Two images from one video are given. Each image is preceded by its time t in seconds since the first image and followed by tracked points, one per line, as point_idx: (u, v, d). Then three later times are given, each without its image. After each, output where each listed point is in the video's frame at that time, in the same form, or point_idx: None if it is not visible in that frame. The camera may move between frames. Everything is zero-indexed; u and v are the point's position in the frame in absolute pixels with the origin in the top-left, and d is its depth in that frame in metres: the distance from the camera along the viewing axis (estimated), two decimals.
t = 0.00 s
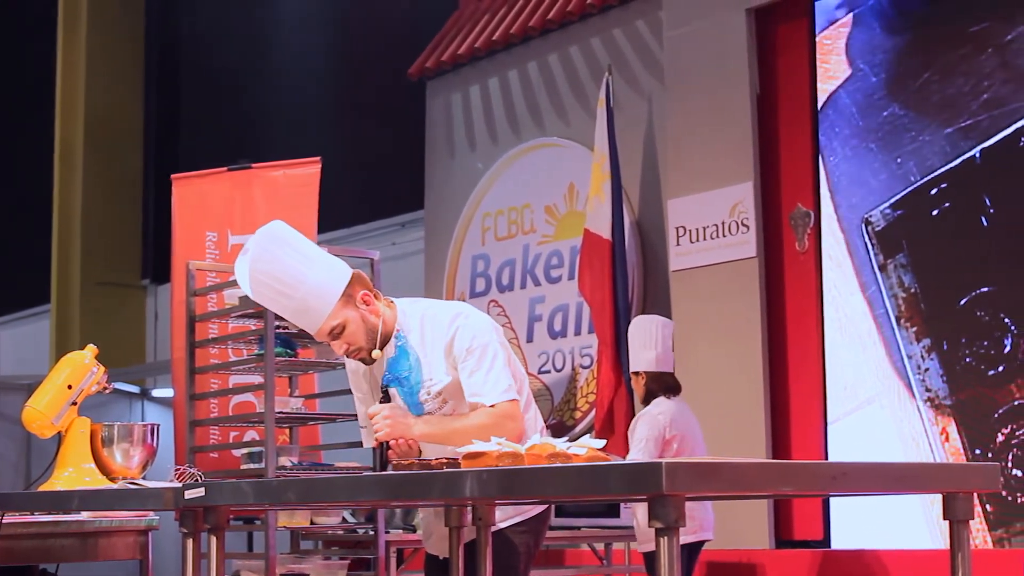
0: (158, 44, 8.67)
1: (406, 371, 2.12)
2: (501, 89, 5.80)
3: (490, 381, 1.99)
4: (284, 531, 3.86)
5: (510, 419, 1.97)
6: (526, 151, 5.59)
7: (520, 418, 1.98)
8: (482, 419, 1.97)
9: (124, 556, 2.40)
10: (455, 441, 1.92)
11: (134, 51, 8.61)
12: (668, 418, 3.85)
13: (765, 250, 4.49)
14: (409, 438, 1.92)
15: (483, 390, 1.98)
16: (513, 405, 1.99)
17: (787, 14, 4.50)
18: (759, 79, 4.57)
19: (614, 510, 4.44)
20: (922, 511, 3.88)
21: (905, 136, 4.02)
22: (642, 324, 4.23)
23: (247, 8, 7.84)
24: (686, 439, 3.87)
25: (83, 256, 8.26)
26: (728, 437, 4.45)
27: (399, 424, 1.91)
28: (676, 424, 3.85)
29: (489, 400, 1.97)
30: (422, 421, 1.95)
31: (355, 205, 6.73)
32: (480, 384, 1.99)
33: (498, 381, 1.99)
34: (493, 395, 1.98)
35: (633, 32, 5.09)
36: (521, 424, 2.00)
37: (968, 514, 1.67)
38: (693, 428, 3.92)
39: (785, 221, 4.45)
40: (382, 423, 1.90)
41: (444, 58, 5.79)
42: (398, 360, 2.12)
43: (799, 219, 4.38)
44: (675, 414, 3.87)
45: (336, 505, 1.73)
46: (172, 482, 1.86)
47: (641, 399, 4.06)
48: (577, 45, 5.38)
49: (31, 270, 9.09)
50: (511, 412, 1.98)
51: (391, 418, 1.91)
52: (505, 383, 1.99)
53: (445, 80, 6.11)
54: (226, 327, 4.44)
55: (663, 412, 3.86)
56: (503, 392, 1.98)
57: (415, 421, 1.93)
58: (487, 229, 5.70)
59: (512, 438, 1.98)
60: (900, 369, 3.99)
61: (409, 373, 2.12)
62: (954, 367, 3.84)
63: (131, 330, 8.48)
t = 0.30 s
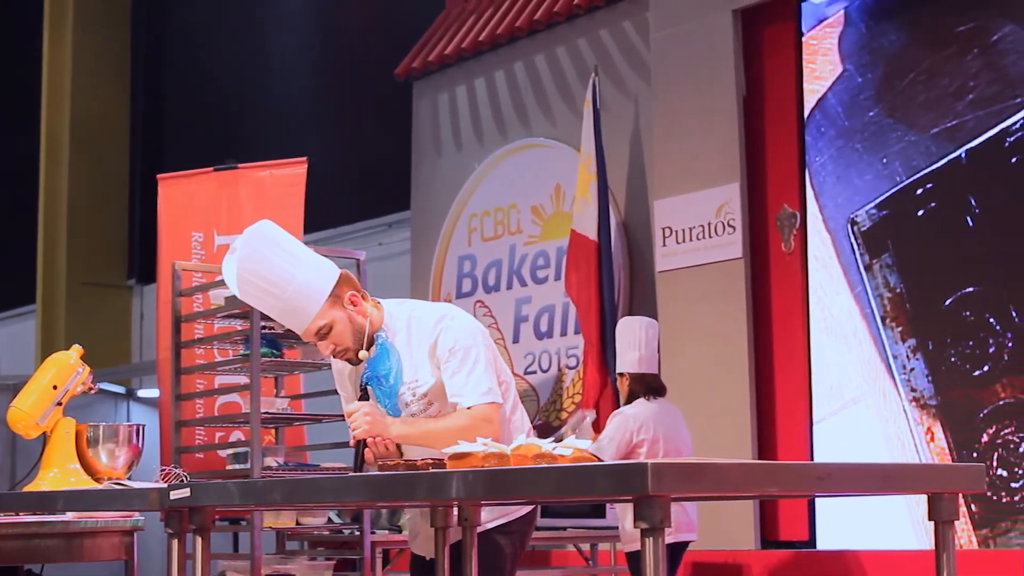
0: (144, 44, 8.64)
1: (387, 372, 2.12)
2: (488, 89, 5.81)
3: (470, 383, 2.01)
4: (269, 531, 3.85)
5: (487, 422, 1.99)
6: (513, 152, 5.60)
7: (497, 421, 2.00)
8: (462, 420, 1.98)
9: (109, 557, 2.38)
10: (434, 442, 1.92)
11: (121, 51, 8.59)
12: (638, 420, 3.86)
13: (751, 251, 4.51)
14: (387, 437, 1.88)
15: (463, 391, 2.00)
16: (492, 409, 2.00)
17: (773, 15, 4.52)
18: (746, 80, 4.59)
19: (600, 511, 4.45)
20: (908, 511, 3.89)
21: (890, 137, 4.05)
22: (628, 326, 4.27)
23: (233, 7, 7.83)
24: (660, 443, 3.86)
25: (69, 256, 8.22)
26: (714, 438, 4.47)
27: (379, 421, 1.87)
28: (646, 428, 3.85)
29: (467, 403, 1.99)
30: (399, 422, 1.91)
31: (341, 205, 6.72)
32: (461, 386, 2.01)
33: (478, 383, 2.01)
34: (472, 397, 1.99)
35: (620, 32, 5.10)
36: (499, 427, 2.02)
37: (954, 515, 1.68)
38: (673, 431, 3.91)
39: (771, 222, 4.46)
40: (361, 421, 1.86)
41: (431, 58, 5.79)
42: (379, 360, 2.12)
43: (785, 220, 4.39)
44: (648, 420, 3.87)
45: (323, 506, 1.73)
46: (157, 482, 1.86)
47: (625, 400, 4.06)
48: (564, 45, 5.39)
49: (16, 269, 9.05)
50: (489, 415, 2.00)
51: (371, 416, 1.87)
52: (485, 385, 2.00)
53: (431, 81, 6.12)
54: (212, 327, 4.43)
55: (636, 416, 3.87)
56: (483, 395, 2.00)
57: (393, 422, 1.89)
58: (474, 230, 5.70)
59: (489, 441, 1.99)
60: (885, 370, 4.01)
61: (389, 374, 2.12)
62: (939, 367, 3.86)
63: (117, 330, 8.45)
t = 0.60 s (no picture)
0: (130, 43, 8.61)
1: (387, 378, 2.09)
2: (474, 90, 5.81)
3: (470, 381, 2.00)
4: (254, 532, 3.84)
5: (492, 417, 1.99)
6: (498, 152, 5.60)
7: (500, 415, 2.01)
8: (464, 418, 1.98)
9: (94, 557, 2.37)
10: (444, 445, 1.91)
11: (105, 51, 8.55)
12: (610, 417, 3.92)
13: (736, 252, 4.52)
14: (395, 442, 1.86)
15: (463, 389, 1.99)
16: (493, 403, 2.01)
17: (758, 16, 4.53)
18: (731, 82, 4.60)
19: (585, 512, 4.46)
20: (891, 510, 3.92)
21: (875, 138, 4.07)
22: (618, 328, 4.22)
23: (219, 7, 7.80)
24: (630, 441, 3.89)
25: (54, 256, 8.19)
26: (699, 438, 4.49)
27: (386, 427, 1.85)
28: (616, 426, 3.90)
29: (470, 399, 1.99)
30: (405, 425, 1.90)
31: (327, 206, 6.72)
32: (461, 383, 2.00)
33: (477, 380, 2.01)
34: (474, 394, 1.99)
35: (606, 33, 5.11)
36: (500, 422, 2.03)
37: (938, 516, 1.69)
38: (650, 433, 3.94)
39: (756, 223, 4.48)
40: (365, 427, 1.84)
41: (415, 59, 5.79)
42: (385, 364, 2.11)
43: (770, 221, 4.41)
44: (622, 417, 3.92)
45: (308, 507, 1.73)
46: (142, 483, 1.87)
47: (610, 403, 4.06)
48: (549, 46, 5.40)
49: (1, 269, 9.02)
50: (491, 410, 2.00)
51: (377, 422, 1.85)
52: (485, 382, 2.00)
53: (417, 81, 6.11)
54: (196, 327, 4.43)
55: (609, 412, 3.93)
56: (484, 391, 2.00)
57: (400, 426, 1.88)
58: (459, 230, 5.71)
59: (493, 436, 1.99)
60: (870, 371, 4.03)
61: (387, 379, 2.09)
62: (924, 368, 3.88)
63: (101, 331, 8.44)
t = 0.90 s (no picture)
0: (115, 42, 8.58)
1: (339, 389, 2.13)
2: (460, 90, 5.82)
3: (426, 384, 2.00)
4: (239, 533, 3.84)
5: (446, 422, 1.98)
6: (483, 153, 5.61)
7: (455, 421, 1.99)
8: (422, 420, 1.97)
9: (78, 558, 2.36)
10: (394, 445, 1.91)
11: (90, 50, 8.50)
12: (592, 413, 3.94)
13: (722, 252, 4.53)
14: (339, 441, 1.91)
15: (422, 392, 1.99)
16: (450, 409, 1.99)
17: (743, 17, 4.55)
18: (717, 83, 4.62)
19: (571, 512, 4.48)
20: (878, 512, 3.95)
21: (861, 138, 4.10)
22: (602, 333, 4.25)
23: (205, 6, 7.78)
24: (612, 436, 3.90)
25: (39, 256, 8.16)
26: (684, 438, 4.51)
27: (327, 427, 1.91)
28: (598, 421, 3.92)
29: (425, 403, 1.99)
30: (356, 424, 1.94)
31: (313, 206, 6.71)
32: (420, 386, 2.01)
33: (437, 383, 2.00)
34: (431, 397, 1.99)
35: (592, 34, 5.12)
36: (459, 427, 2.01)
37: (923, 517, 1.69)
38: (636, 433, 3.93)
39: (742, 225, 4.49)
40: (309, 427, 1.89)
41: (402, 59, 5.79)
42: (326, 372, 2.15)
43: (756, 222, 4.42)
44: (604, 413, 3.93)
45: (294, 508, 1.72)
46: (127, 483, 1.88)
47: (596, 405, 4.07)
48: (535, 46, 5.41)
49: None
50: (446, 416, 1.99)
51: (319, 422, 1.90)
52: (443, 386, 1.99)
53: (403, 82, 6.11)
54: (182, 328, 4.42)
55: (592, 408, 3.95)
56: (440, 396, 1.99)
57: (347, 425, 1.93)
58: (445, 231, 5.71)
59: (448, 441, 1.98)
60: (854, 371, 4.06)
61: (337, 391, 2.13)
62: (908, 368, 3.90)
63: (86, 331, 8.41)
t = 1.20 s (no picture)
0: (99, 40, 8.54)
1: (302, 385, 2.02)
2: (445, 90, 5.82)
3: (401, 380, 2.00)
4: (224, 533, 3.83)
5: (420, 416, 1.97)
6: (468, 153, 5.62)
7: (430, 415, 1.98)
8: (397, 417, 1.96)
9: (62, 557, 2.34)
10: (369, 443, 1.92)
11: (74, 50, 8.46)
12: (578, 414, 3.95)
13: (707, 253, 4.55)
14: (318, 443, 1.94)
15: (396, 388, 1.99)
16: (426, 404, 1.99)
17: (728, 19, 4.57)
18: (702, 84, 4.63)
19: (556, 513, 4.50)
20: (862, 514, 3.98)
21: (845, 139, 4.12)
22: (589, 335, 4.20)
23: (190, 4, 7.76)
24: (599, 436, 3.90)
25: (22, 256, 8.12)
26: (668, 439, 4.52)
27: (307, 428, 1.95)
28: (585, 421, 3.93)
29: (400, 399, 1.98)
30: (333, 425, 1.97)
31: (297, 206, 6.71)
32: (395, 383, 2.00)
33: (411, 379, 2.00)
34: (404, 393, 1.98)
35: (577, 35, 5.14)
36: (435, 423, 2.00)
37: (906, 518, 1.70)
38: (621, 435, 3.93)
39: (727, 226, 4.51)
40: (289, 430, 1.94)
41: (387, 59, 5.80)
42: (281, 374, 2.02)
43: (740, 222, 4.44)
44: (590, 413, 3.94)
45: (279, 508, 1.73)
46: (111, 483, 1.88)
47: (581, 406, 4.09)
48: (520, 47, 5.42)
49: None
50: (422, 411, 1.98)
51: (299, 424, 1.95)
52: (417, 381, 1.99)
53: (388, 82, 6.11)
54: (167, 328, 4.41)
55: (578, 409, 3.96)
56: (414, 390, 1.99)
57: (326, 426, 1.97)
58: (430, 231, 5.71)
59: (425, 436, 1.96)
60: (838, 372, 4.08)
61: (301, 388, 2.01)
62: (892, 369, 3.93)
63: (70, 332, 8.38)
